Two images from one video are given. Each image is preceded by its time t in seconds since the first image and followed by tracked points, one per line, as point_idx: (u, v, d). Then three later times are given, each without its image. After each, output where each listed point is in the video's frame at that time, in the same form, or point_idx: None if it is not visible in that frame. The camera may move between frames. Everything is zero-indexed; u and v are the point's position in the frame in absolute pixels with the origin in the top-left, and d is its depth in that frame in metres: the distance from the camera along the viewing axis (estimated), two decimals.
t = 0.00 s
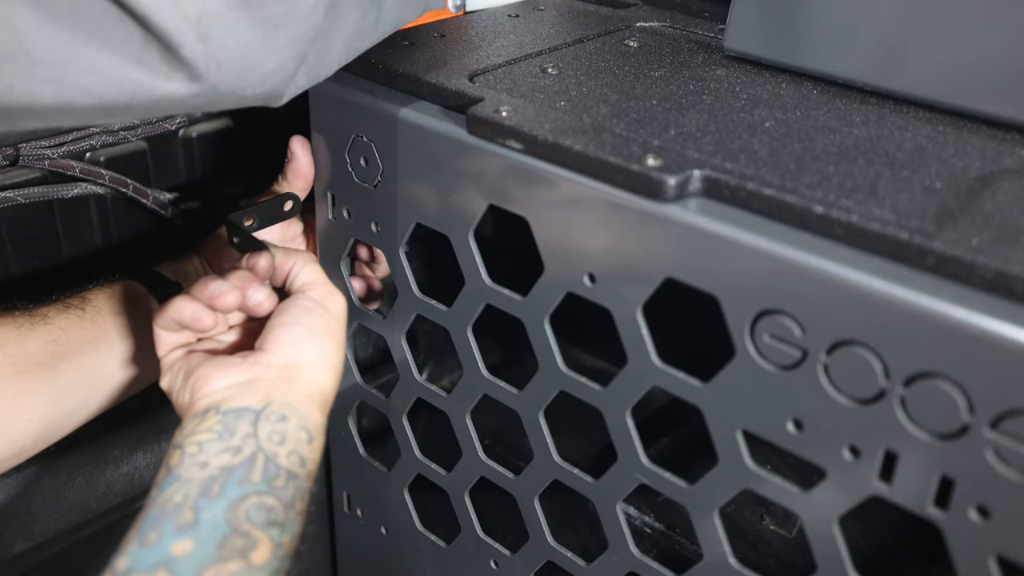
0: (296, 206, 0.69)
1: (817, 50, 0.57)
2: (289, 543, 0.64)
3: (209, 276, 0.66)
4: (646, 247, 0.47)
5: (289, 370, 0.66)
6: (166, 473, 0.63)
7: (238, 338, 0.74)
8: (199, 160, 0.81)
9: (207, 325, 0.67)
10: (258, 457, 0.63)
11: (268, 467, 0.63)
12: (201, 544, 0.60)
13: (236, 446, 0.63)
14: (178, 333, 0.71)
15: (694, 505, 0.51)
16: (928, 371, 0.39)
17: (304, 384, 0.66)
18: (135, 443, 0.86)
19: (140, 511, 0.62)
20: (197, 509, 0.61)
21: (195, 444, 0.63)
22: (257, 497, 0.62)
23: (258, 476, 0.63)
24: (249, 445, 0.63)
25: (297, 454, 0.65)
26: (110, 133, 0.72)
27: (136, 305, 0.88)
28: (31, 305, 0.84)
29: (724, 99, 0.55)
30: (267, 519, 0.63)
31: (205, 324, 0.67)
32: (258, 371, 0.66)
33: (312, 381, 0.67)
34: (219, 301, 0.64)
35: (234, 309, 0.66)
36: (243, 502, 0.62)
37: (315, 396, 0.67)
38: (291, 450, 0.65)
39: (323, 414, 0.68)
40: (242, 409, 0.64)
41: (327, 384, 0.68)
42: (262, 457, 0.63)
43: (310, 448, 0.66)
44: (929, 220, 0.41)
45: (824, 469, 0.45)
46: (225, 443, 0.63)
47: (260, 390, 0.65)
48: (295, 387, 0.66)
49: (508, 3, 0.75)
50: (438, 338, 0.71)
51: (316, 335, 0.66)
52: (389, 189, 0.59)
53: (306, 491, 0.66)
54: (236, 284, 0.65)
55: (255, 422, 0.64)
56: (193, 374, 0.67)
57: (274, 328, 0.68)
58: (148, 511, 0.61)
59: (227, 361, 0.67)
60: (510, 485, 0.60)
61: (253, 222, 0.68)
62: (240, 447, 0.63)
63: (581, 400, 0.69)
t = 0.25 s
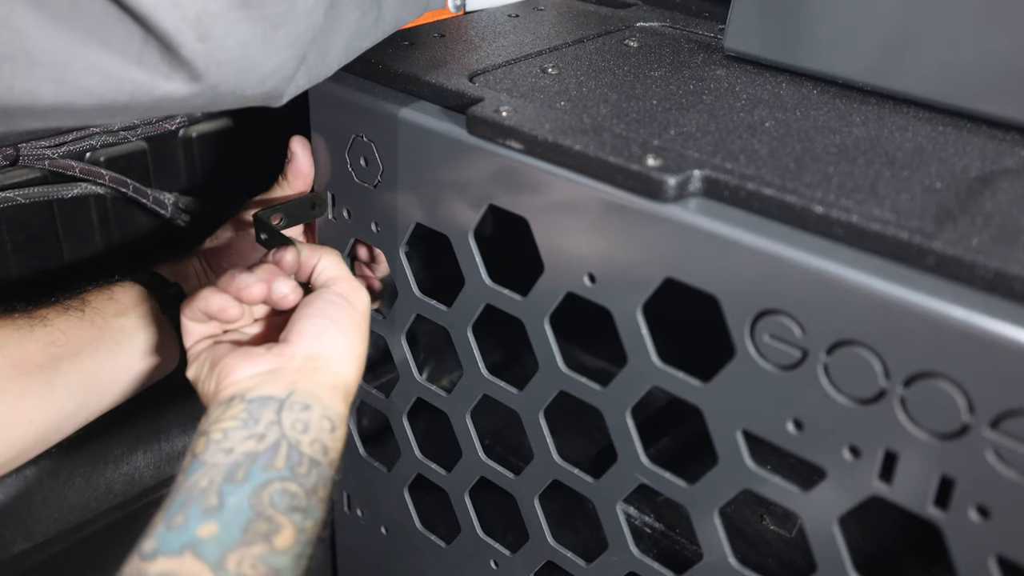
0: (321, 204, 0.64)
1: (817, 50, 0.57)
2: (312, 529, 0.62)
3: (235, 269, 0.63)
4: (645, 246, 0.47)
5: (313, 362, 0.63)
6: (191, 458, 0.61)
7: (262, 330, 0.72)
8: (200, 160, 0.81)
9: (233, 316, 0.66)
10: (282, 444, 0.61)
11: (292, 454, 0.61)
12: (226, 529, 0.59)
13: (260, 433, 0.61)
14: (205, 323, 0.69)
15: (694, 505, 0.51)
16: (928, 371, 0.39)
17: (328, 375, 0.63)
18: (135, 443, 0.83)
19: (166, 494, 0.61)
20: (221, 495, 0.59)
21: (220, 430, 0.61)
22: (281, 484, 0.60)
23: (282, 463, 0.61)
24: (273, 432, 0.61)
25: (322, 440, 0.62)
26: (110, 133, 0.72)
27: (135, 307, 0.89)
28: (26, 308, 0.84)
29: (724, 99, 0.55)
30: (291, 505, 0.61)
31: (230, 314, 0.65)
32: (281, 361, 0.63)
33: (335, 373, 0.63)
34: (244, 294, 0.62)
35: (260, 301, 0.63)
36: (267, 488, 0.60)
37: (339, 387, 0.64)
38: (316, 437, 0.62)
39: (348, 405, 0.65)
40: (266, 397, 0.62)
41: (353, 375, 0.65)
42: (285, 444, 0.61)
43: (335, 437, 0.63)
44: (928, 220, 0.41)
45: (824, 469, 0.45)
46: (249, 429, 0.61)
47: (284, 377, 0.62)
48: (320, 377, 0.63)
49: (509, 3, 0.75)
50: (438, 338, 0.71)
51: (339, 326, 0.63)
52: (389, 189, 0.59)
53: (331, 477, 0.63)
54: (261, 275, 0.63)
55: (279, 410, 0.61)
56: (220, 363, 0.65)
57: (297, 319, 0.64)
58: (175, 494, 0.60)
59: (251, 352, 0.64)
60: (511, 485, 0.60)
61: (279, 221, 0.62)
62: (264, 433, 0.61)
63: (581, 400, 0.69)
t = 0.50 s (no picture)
0: (331, 200, 0.63)
1: (817, 50, 0.57)
2: (318, 521, 0.62)
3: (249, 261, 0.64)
4: (644, 246, 0.47)
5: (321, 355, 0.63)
6: (201, 448, 0.62)
7: (271, 322, 0.73)
8: (199, 160, 0.81)
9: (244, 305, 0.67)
10: (290, 435, 0.62)
11: (300, 446, 0.62)
12: (234, 519, 0.59)
13: (267, 424, 0.61)
14: (213, 312, 0.70)
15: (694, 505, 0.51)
16: (928, 371, 0.39)
17: (336, 368, 0.63)
18: (134, 444, 0.83)
19: (177, 483, 0.62)
20: (229, 485, 0.60)
21: (228, 420, 0.62)
22: (288, 475, 0.61)
23: (290, 454, 0.61)
24: (281, 423, 0.62)
25: (329, 432, 0.63)
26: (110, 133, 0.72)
27: (136, 307, 0.89)
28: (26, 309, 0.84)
29: (724, 99, 0.55)
30: (298, 497, 0.61)
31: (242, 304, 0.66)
32: (290, 353, 0.64)
33: (342, 366, 0.64)
34: (256, 283, 0.63)
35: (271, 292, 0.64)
36: (275, 479, 0.61)
37: (347, 380, 0.64)
38: (324, 429, 0.62)
39: (355, 397, 0.65)
40: (274, 388, 0.63)
41: (360, 368, 0.65)
42: (293, 436, 0.62)
43: (343, 429, 0.63)
44: (928, 220, 0.41)
45: (824, 469, 0.45)
46: (258, 420, 0.62)
47: (292, 369, 0.63)
48: (327, 370, 0.63)
49: (508, 3, 0.75)
50: (438, 338, 0.71)
51: (349, 319, 0.64)
52: (389, 189, 0.59)
53: (338, 470, 0.64)
54: (273, 266, 0.63)
55: (287, 401, 0.62)
56: (228, 354, 0.66)
57: (306, 312, 0.65)
58: (184, 483, 0.61)
59: (262, 343, 0.65)
60: (511, 485, 0.60)
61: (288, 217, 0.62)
62: (273, 424, 0.62)
63: (581, 399, 0.69)
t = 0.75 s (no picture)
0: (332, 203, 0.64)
1: (817, 50, 0.57)
2: (313, 519, 0.62)
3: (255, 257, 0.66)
4: (644, 246, 0.47)
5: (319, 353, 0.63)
6: (196, 443, 0.61)
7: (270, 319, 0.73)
8: (199, 160, 0.81)
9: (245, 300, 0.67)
10: (287, 431, 0.61)
11: (296, 442, 0.61)
12: (230, 515, 0.59)
13: (265, 420, 0.61)
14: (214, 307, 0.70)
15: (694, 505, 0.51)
16: (928, 371, 0.39)
17: (334, 365, 0.63)
18: (134, 444, 0.83)
19: (170, 478, 0.61)
20: (226, 481, 0.59)
21: (225, 414, 0.61)
22: (285, 471, 0.61)
23: (286, 450, 0.61)
24: (278, 419, 0.61)
25: (326, 429, 0.63)
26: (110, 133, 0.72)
27: (135, 307, 0.89)
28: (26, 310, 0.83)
29: (724, 99, 0.55)
30: (294, 494, 0.61)
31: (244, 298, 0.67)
32: (289, 348, 0.64)
33: (341, 363, 0.64)
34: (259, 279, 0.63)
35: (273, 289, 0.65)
36: (272, 476, 0.60)
37: (344, 377, 0.64)
38: (320, 425, 0.62)
39: (351, 395, 0.65)
40: (272, 383, 0.62)
41: (358, 366, 0.65)
42: (289, 432, 0.61)
43: (339, 426, 0.63)
44: (928, 220, 0.41)
45: (824, 469, 0.45)
46: (255, 415, 0.61)
47: (291, 364, 0.63)
48: (325, 367, 0.63)
49: (508, 3, 0.75)
50: (438, 338, 0.71)
51: (348, 318, 0.64)
52: (389, 189, 0.59)
53: (332, 467, 0.64)
54: (277, 264, 0.64)
55: (284, 397, 0.62)
56: (226, 347, 0.65)
57: (306, 309, 0.65)
58: (179, 477, 0.60)
59: (259, 337, 0.65)
60: (511, 485, 0.60)
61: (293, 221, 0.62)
62: (270, 419, 0.61)
63: (581, 399, 0.69)
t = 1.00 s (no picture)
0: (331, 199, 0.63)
1: (817, 50, 0.57)
2: (293, 511, 0.62)
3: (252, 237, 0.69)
4: (645, 246, 0.47)
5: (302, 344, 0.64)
6: (178, 434, 0.62)
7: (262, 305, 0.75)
8: (200, 160, 0.81)
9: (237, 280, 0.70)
10: (268, 422, 0.62)
11: (277, 434, 0.62)
12: (210, 505, 0.59)
13: (245, 411, 0.61)
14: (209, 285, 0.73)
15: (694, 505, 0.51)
16: (928, 371, 0.39)
17: (316, 357, 0.64)
18: (133, 445, 0.85)
19: (151, 470, 0.61)
20: (207, 471, 0.59)
21: (207, 405, 0.62)
22: (265, 463, 0.61)
23: (267, 442, 0.61)
24: (259, 410, 0.62)
25: (306, 422, 0.63)
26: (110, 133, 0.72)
27: (136, 308, 0.88)
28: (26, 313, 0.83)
29: (724, 99, 0.55)
30: (274, 486, 0.61)
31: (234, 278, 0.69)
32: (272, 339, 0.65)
33: (323, 356, 0.64)
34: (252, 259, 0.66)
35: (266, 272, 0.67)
36: (252, 467, 0.60)
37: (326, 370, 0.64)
38: (301, 418, 0.63)
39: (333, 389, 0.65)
40: (253, 374, 0.63)
41: (341, 360, 0.65)
42: (270, 424, 0.62)
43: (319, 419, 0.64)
44: (928, 220, 0.41)
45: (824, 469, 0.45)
46: (235, 405, 0.62)
47: (273, 356, 0.64)
48: (308, 358, 0.64)
49: (508, 3, 0.75)
50: (439, 338, 0.71)
51: (333, 310, 0.65)
52: (389, 189, 0.59)
53: (313, 461, 0.64)
54: (272, 248, 0.67)
55: (265, 388, 0.62)
56: (211, 334, 0.66)
57: (294, 300, 0.66)
58: (160, 468, 0.60)
59: (244, 328, 0.66)
60: (510, 485, 0.60)
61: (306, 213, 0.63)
62: (250, 410, 0.62)
63: (581, 399, 0.69)
